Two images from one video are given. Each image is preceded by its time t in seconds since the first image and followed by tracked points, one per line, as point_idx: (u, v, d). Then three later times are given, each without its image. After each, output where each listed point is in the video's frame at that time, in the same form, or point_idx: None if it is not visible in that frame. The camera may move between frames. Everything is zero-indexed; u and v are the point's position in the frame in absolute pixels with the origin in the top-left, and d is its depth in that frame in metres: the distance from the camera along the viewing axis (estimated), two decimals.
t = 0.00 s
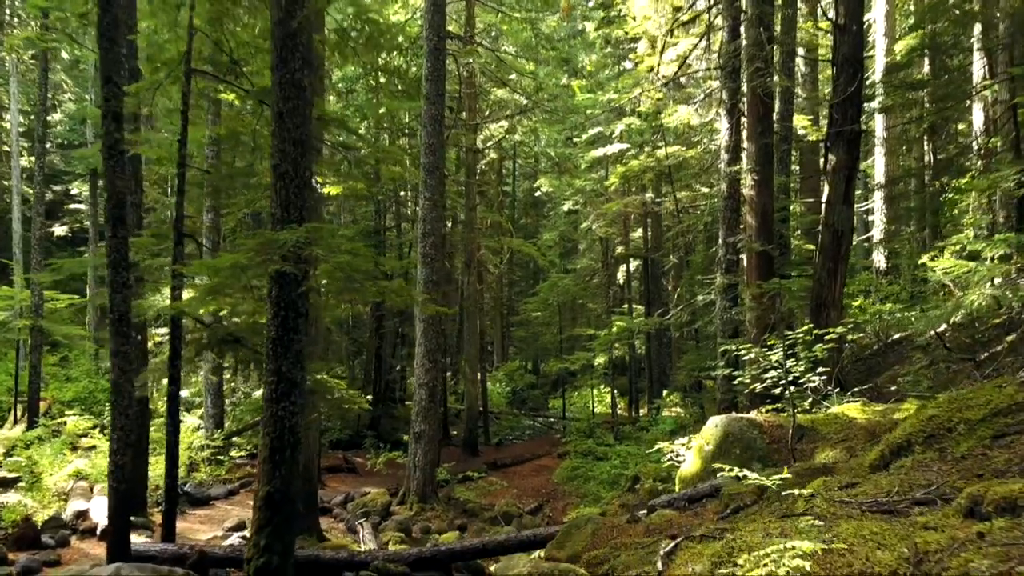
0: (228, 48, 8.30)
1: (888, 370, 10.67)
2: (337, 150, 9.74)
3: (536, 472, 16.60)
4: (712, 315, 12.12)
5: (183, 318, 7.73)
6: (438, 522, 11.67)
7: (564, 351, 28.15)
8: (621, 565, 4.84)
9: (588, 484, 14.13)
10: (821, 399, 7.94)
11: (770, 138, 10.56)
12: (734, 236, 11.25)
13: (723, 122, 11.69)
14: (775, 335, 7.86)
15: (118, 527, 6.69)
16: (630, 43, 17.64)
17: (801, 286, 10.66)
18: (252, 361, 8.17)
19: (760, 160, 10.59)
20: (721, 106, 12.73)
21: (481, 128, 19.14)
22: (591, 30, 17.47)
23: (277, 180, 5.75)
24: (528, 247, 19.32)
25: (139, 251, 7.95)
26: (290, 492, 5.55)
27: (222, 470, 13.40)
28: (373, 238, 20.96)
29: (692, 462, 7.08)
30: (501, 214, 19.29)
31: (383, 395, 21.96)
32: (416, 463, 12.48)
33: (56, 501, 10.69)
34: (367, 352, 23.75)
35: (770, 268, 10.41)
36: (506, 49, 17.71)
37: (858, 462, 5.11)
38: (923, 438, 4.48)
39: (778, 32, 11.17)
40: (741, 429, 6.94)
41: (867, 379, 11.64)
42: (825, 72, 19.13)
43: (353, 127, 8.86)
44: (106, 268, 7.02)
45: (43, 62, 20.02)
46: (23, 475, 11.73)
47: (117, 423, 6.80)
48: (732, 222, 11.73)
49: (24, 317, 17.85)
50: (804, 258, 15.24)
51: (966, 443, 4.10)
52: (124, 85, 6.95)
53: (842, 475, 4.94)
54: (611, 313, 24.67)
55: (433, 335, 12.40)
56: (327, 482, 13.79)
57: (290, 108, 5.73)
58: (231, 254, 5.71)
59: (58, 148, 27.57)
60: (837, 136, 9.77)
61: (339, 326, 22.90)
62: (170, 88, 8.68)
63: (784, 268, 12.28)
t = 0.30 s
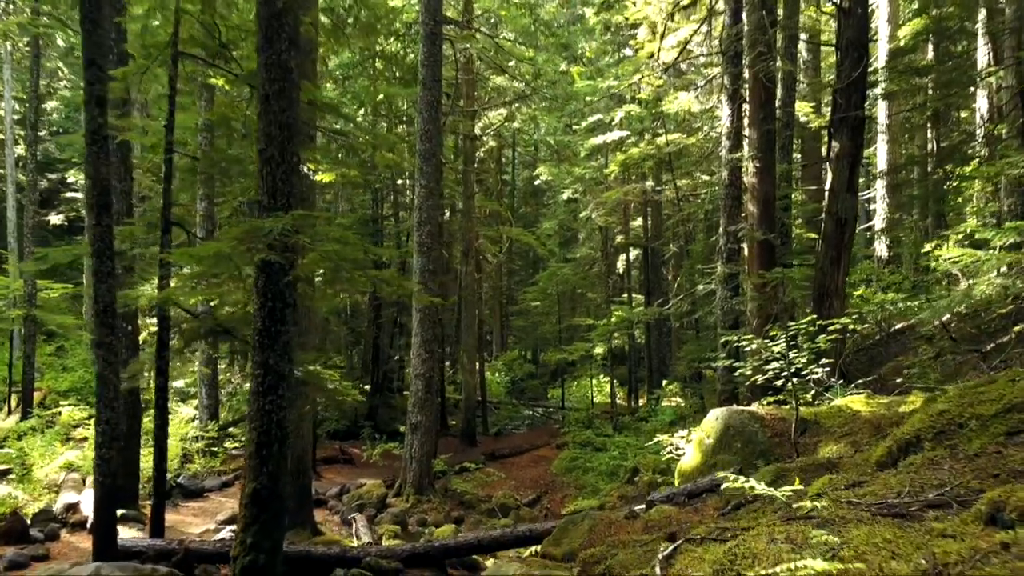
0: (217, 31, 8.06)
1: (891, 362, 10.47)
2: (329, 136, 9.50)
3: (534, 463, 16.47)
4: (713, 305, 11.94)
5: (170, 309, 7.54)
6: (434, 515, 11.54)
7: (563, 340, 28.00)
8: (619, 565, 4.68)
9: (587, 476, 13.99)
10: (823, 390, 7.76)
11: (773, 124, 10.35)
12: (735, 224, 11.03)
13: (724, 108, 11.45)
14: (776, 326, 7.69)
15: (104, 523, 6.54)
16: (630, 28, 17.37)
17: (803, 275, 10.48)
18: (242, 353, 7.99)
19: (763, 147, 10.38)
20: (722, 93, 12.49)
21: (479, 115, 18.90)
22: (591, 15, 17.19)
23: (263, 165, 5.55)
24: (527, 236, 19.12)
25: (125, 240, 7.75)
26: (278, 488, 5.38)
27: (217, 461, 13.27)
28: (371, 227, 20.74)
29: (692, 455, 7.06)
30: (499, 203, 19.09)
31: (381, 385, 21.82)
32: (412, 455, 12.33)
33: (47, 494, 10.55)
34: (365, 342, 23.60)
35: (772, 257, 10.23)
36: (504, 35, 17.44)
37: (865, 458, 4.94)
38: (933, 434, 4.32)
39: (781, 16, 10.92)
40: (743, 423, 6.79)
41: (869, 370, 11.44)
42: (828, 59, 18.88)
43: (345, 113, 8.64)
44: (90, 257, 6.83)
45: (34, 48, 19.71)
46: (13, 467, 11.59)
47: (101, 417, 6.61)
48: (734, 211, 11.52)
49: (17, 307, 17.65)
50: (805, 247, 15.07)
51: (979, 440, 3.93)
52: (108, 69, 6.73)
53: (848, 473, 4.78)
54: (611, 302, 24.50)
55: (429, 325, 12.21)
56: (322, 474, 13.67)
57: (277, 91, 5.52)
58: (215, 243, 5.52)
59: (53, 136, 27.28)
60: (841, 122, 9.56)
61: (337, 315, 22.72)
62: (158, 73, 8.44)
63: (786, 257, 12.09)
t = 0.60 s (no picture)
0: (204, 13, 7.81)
1: (895, 353, 10.30)
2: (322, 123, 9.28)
3: (532, 454, 16.34)
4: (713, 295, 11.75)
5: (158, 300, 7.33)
6: (431, 507, 11.41)
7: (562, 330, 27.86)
8: (616, 566, 4.52)
9: (586, 467, 13.85)
10: (826, 382, 7.59)
11: (775, 110, 10.13)
12: (737, 212, 10.83)
13: (725, 94, 11.20)
14: (779, 316, 7.51)
15: (89, 519, 6.36)
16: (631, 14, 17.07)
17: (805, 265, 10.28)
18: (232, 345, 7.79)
19: (765, 134, 10.16)
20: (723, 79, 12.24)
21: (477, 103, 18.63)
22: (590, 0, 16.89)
23: (248, 151, 5.34)
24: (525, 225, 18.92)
25: (111, 229, 7.52)
26: (264, 485, 5.21)
27: (211, 452, 13.11)
28: (369, 216, 20.52)
29: (692, 449, 6.87)
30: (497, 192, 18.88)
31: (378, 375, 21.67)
32: (409, 446, 12.18)
33: (37, 487, 10.42)
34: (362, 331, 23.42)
35: (774, 246, 10.03)
36: (502, 21, 17.14)
37: (872, 455, 4.78)
38: (944, 431, 4.15)
39: None
40: (744, 416, 6.63)
41: (872, 361, 11.27)
42: (831, 45, 18.63)
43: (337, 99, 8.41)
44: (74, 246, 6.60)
45: (25, 33, 19.36)
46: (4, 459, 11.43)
47: (86, 410, 6.40)
48: (735, 199, 11.30)
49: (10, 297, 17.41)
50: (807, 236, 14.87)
51: (994, 439, 3.75)
52: (90, 51, 6.48)
53: (854, 470, 4.62)
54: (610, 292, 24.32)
55: (425, 316, 12.01)
56: (318, 465, 13.53)
57: (262, 73, 5.30)
58: (199, 232, 5.31)
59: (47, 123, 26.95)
60: (845, 108, 9.34)
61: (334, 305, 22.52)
62: (145, 57, 8.18)
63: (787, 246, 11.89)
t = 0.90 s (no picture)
0: None
1: (899, 343, 10.11)
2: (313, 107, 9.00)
3: (530, 444, 16.19)
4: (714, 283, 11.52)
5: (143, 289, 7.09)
6: (427, 499, 11.26)
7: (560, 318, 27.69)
8: (613, 570, 4.33)
9: (584, 458, 13.69)
10: (829, 374, 7.39)
11: (779, 94, 9.87)
12: (739, 199, 10.59)
13: (727, 78, 10.92)
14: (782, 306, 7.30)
15: (71, 516, 6.17)
16: None
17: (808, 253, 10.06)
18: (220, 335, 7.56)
19: (768, 118, 9.91)
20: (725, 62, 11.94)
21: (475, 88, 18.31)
22: None
23: (229, 134, 5.10)
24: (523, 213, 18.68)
25: (94, 217, 7.26)
26: (248, 482, 5.02)
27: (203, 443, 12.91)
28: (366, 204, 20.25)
29: (692, 443, 6.67)
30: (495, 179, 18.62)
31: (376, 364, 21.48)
32: (404, 437, 12.01)
33: (26, 479, 10.36)
34: (360, 319, 23.20)
35: (777, 234, 9.80)
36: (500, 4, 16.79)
37: (881, 453, 4.58)
38: (958, 430, 3.95)
39: None
40: (746, 409, 6.43)
41: (874, 351, 11.09)
42: (835, 30, 18.31)
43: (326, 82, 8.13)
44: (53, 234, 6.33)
45: (13, 15, 18.89)
46: None
47: (66, 403, 6.16)
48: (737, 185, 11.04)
49: None
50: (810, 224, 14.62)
51: (1013, 439, 3.55)
52: (69, 30, 6.18)
53: (862, 468, 4.43)
54: (610, 280, 24.12)
55: (421, 305, 11.79)
56: (313, 456, 13.37)
57: (244, 53, 5.04)
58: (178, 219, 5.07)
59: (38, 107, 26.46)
60: (850, 92, 9.08)
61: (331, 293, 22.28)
62: (129, 38, 7.88)
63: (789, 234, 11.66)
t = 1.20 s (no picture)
0: None
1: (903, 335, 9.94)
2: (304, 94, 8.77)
3: (529, 435, 16.05)
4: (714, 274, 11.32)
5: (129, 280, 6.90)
6: (423, 492, 11.12)
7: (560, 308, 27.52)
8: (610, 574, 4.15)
9: (582, 450, 13.55)
10: (833, 367, 7.21)
11: (782, 81, 9.65)
12: (740, 187, 10.36)
13: (728, 64, 10.67)
14: (785, 297, 7.12)
15: (54, 512, 6.01)
16: None
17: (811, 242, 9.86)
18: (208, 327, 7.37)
19: (771, 105, 9.69)
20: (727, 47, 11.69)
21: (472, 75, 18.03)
22: None
23: (212, 120, 4.88)
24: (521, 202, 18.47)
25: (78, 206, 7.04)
26: (232, 480, 4.84)
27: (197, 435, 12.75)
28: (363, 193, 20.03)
29: (692, 438, 6.50)
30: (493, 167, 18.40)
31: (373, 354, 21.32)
32: (400, 429, 11.84)
33: (16, 472, 10.18)
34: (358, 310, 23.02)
35: (779, 223, 9.61)
36: None
37: (888, 452, 4.42)
38: (971, 429, 3.79)
39: None
40: (747, 404, 6.28)
41: (878, 342, 10.91)
42: (837, 16, 18.03)
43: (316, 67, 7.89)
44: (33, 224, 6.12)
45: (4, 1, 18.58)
46: None
47: (48, 398, 5.96)
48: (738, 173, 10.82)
49: None
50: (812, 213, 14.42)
51: None
52: (47, 12, 5.94)
53: (870, 467, 4.27)
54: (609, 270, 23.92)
55: (417, 295, 11.60)
56: (309, 448, 13.23)
57: (226, 34, 4.82)
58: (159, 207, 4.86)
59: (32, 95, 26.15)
60: (855, 78, 8.86)
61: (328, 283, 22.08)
62: (114, 21, 7.63)
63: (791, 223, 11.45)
